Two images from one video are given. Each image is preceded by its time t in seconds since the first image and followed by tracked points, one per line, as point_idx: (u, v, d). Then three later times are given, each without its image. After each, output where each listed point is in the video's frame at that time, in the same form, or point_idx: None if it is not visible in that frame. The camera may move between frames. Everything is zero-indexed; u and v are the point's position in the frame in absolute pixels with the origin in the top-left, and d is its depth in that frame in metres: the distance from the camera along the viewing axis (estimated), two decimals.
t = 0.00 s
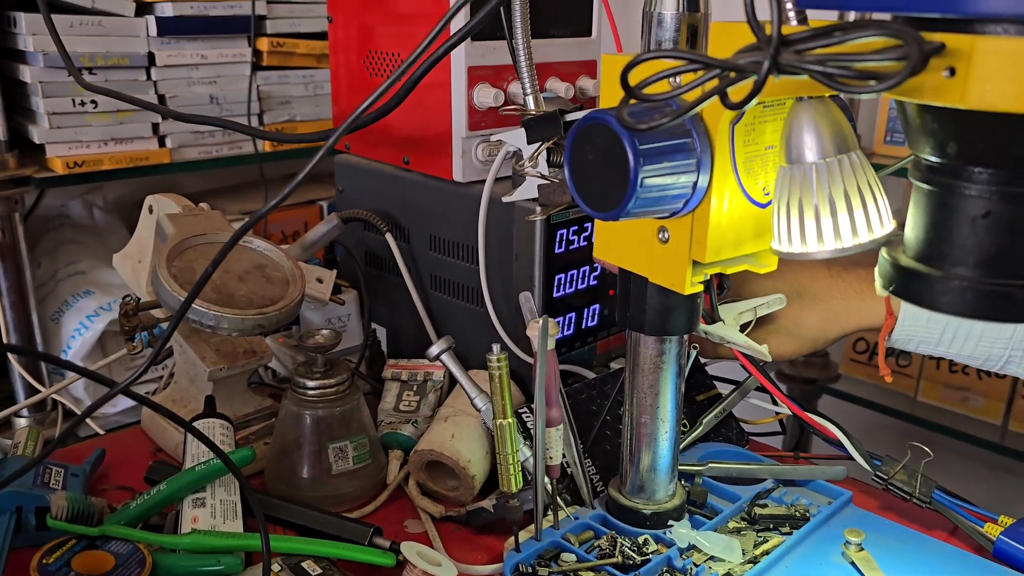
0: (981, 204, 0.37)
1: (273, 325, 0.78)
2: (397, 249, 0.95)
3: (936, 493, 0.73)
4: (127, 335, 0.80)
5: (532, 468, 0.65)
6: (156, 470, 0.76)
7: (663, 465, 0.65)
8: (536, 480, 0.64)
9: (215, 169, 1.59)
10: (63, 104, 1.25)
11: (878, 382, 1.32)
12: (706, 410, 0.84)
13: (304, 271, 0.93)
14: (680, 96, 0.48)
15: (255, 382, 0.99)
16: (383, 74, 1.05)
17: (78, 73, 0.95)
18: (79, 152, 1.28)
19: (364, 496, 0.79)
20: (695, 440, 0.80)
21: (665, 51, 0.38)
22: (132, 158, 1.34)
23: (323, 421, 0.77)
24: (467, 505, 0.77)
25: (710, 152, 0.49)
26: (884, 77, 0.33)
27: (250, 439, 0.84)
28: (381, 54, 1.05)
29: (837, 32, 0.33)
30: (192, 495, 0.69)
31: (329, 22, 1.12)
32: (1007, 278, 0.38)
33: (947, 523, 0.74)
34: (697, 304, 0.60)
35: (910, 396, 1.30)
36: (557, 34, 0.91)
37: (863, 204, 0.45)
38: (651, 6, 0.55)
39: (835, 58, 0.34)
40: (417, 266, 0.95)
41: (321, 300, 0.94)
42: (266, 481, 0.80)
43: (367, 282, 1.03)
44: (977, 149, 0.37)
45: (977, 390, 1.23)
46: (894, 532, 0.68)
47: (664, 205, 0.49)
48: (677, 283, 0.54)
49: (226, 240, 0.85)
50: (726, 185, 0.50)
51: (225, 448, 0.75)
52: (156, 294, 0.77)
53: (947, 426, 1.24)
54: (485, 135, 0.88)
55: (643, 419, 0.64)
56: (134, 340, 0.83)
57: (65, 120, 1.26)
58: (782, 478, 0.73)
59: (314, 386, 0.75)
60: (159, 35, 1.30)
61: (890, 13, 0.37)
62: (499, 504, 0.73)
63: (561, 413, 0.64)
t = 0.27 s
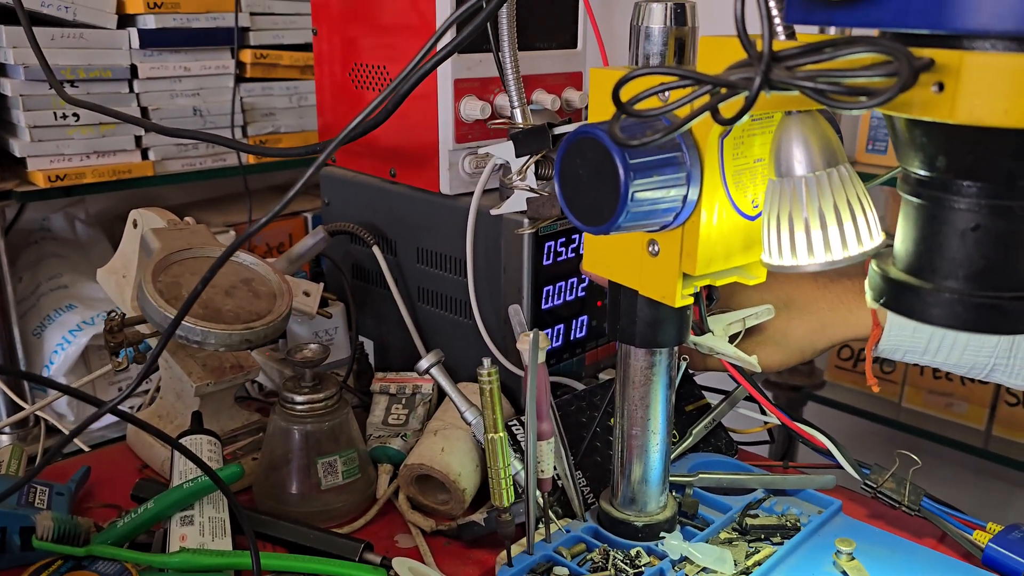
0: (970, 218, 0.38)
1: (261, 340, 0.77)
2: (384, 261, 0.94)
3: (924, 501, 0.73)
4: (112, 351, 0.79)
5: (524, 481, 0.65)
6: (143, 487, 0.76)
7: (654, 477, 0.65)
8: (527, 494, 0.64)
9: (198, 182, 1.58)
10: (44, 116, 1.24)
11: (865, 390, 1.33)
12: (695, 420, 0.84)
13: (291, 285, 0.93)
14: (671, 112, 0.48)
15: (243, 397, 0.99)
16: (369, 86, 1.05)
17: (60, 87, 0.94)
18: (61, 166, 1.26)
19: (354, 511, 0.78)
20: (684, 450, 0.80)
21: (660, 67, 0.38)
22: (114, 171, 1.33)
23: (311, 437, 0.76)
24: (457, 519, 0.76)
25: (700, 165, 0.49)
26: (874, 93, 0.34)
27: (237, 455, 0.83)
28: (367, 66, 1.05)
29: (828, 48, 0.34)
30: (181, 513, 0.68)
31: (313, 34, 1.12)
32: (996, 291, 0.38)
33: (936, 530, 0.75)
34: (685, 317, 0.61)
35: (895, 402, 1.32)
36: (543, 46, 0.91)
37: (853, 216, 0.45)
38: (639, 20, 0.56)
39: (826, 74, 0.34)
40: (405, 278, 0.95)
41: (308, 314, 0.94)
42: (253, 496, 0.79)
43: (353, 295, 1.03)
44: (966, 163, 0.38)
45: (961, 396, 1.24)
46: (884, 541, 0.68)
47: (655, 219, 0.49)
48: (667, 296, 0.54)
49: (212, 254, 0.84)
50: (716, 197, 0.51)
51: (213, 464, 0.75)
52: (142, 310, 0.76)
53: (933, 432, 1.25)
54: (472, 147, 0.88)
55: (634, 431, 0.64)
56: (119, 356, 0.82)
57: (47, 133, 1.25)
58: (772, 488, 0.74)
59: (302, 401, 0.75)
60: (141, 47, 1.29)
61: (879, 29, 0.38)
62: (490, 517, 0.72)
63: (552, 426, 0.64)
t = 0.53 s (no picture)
0: (959, 217, 0.39)
1: (250, 345, 0.77)
2: (373, 265, 0.94)
3: (913, 499, 0.74)
4: (99, 357, 0.78)
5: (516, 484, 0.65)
6: (131, 494, 0.76)
7: (646, 478, 0.65)
8: (519, 496, 0.64)
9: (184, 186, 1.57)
10: (28, 121, 1.23)
11: (853, 391, 1.33)
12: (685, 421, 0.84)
13: (280, 289, 0.92)
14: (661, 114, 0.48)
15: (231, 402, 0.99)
16: (357, 90, 1.05)
17: (45, 92, 0.94)
18: (47, 172, 1.26)
19: (344, 515, 0.78)
20: (675, 451, 0.80)
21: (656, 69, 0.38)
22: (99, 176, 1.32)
23: (302, 442, 0.76)
24: (448, 522, 0.76)
25: (689, 167, 0.50)
26: (863, 93, 0.34)
27: (226, 461, 0.83)
28: (355, 70, 1.05)
29: (817, 49, 0.35)
30: (170, 519, 0.68)
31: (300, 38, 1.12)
32: (984, 289, 0.39)
33: (924, 528, 0.75)
34: (675, 318, 0.61)
35: (880, 403, 1.32)
36: (530, 50, 0.91)
37: (842, 217, 0.45)
38: (627, 23, 0.56)
39: (815, 75, 0.35)
40: (394, 282, 0.94)
41: (297, 318, 0.93)
42: (243, 501, 0.79)
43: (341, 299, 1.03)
44: (954, 163, 0.38)
45: (947, 395, 1.24)
46: (874, 539, 0.68)
47: (646, 220, 0.50)
48: (658, 296, 0.54)
49: (201, 258, 0.84)
50: (706, 198, 0.51)
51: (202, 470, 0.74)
52: (129, 314, 0.76)
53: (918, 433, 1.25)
54: (461, 150, 0.88)
55: (625, 432, 0.64)
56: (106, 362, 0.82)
57: (31, 138, 1.24)
58: (762, 487, 0.74)
59: (292, 406, 0.74)
60: (126, 52, 1.28)
61: (867, 31, 0.38)
62: (481, 520, 0.72)
63: (543, 428, 0.64)
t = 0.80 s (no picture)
0: (963, 203, 0.39)
1: (253, 341, 0.77)
2: (374, 262, 0.94)
3: (914, 490, 0.74)
4: (101, 354, 0.78)
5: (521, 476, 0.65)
6: (133, 491, 0.75)
7: (650, 469, 0.66)
8: (524, 489, 0.64)
9: (180, 186, 1.56)
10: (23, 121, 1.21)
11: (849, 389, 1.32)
12: (686, 415, 0.85)
13: (281, 286, 0.92)
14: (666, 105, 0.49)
15: (231, 400, 0.98)
16: (358, 87, 1.05)
17: (44, 90, 0.94)
18: (41, 171, 1.23)
19: (347, 511, 0.78)
20: (677, 444, 0.80)
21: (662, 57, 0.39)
22: (94, 176, 1.29)
23: (305, 438, 0.76)
24: (452, 517, 0.76)
25: (695, 157, 0.50)
26: (872, 80, 0.35)
27: (228, 458, 0.83)
28: (355, 68, 1.05)
29: (826, 37, 0.35)
30: (174, 515, 0.68)
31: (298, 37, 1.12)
32: (989, 275, 0.39)
33: (924, 519, 0.76)
34: (679, 309, 0.61)
35: (874, 400, 1.29)
36: (530, 47, 0.92)
37: (848, 205, 0.46)
38: (631, 16, 0.56)
39: (824, 63, 0.35)
40: (395, 279, 0.95)
41: (298, 315, 0.93)
42: (246, 497, 0.79)
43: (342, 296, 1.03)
44: (958, 150, 0.39)
45: (941, 392, 1.23)
46: (875, 530, 0.69)
47: (652, 210, 0.50)
48: (663, 287, 0.54)
49: (202, 255, 0.84)
50: (711, 189, 0.51)
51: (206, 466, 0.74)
52: (132, 311, 0.75)
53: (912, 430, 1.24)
54: (462, 146, 0.89)
55: (629, 424, 0.64)
56: (107, 360, 0.82)
57: (26, 137, 1.22)
58: (764, 479, 0.74)
59: (295, 401, 0.74)
60: (122, 52, 1.25)
61: (873, 19, 0.39)
62: (486, 515, 0.72)
63: (549, 421, 0.64)
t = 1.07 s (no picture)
0: (969, 197, 0.40)
1: (255, 340, 0.77)
2: (375, 262, 0.94)
3: (913, 485, 0.75)
4: (102, 354, 0.78)
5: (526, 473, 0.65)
6: (135, 491, 0.75)
7: (654, 466, 0.66)
8: (529, 486, 0.64)
9: (176, 189, 1.55)
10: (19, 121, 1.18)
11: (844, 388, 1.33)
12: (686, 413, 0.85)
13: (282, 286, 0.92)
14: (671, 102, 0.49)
15: (230, 401, 0.98)
16: (357, 88, 1.05)
17: (44, 91, 0.93)
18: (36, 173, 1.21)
19: (350, 510, 0.78)
20: (678, 442, 0.80)
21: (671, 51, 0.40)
22: (90, 178, 1.27)
23: (308, 437, 0.76)
24: (455, 515, 0.76)
25: (701, 154, 0.51)
26: (881, 74, 0.35)
27: (229, 458, 0.83)
28: (354, 68, 1.05)
29: (835, 32, 0.36)
30: (178, 514, 0.68)
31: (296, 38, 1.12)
32: (994, 268, 0.40)
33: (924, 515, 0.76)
34: (683, 306, 0.61)
35: (870, 399, 1.29)
36: (530, 47, 0.93)
37: (853, 201, 0.46)
38: (635, 15, 0.57)
39: (834, 57, 0.36)
40: (395, 279, 0.95)
41: (299, 315, 0.93)
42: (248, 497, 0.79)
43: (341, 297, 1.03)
44: (964, 144, 0.39)
45: (935, 390, 1.23)
46: (877, 525, 0.70)
47: (659, 207, 0.50)
48: (669, 283, 0.55)
49: (203, 255, 0.83)
50: (716, 186, 0.52)
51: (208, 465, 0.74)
52: (134, 311, 0.75)
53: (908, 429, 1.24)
54: (462, 146, 0.89)
55: (633, 420, 0.64)
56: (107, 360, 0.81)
57: (22, 138, 1.19)
58: (766, 476, 0.75)
59: (298, 400, 0.74)
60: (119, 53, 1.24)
61: (880, 15, 0.39)
62: (489, 512, 0.72)
63: (553, 418, 0.65)
